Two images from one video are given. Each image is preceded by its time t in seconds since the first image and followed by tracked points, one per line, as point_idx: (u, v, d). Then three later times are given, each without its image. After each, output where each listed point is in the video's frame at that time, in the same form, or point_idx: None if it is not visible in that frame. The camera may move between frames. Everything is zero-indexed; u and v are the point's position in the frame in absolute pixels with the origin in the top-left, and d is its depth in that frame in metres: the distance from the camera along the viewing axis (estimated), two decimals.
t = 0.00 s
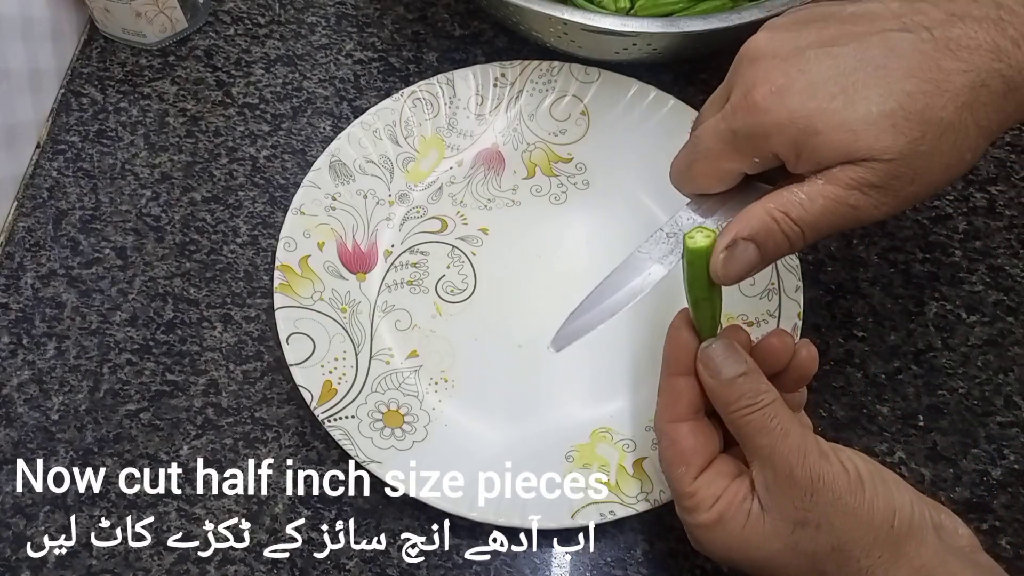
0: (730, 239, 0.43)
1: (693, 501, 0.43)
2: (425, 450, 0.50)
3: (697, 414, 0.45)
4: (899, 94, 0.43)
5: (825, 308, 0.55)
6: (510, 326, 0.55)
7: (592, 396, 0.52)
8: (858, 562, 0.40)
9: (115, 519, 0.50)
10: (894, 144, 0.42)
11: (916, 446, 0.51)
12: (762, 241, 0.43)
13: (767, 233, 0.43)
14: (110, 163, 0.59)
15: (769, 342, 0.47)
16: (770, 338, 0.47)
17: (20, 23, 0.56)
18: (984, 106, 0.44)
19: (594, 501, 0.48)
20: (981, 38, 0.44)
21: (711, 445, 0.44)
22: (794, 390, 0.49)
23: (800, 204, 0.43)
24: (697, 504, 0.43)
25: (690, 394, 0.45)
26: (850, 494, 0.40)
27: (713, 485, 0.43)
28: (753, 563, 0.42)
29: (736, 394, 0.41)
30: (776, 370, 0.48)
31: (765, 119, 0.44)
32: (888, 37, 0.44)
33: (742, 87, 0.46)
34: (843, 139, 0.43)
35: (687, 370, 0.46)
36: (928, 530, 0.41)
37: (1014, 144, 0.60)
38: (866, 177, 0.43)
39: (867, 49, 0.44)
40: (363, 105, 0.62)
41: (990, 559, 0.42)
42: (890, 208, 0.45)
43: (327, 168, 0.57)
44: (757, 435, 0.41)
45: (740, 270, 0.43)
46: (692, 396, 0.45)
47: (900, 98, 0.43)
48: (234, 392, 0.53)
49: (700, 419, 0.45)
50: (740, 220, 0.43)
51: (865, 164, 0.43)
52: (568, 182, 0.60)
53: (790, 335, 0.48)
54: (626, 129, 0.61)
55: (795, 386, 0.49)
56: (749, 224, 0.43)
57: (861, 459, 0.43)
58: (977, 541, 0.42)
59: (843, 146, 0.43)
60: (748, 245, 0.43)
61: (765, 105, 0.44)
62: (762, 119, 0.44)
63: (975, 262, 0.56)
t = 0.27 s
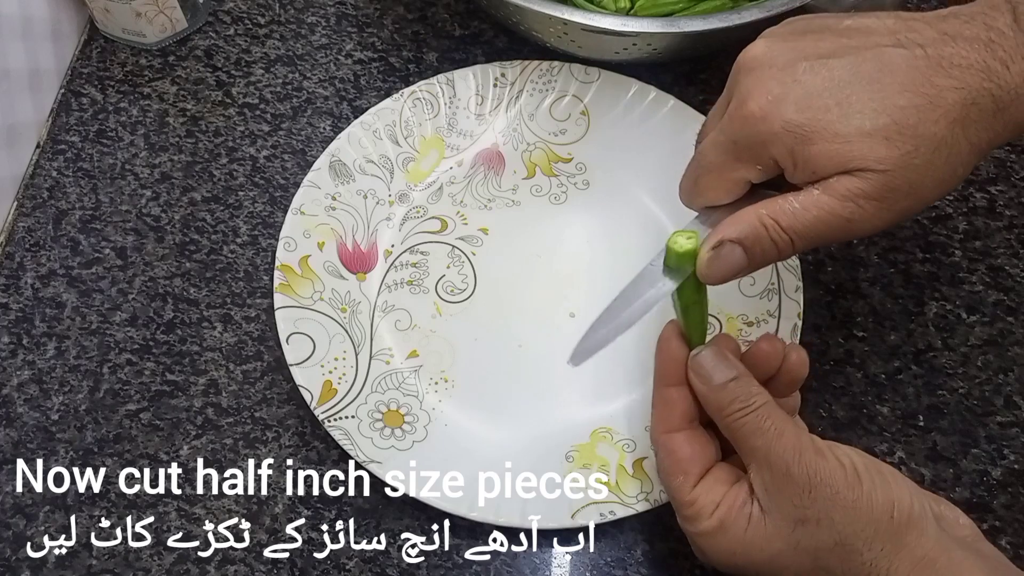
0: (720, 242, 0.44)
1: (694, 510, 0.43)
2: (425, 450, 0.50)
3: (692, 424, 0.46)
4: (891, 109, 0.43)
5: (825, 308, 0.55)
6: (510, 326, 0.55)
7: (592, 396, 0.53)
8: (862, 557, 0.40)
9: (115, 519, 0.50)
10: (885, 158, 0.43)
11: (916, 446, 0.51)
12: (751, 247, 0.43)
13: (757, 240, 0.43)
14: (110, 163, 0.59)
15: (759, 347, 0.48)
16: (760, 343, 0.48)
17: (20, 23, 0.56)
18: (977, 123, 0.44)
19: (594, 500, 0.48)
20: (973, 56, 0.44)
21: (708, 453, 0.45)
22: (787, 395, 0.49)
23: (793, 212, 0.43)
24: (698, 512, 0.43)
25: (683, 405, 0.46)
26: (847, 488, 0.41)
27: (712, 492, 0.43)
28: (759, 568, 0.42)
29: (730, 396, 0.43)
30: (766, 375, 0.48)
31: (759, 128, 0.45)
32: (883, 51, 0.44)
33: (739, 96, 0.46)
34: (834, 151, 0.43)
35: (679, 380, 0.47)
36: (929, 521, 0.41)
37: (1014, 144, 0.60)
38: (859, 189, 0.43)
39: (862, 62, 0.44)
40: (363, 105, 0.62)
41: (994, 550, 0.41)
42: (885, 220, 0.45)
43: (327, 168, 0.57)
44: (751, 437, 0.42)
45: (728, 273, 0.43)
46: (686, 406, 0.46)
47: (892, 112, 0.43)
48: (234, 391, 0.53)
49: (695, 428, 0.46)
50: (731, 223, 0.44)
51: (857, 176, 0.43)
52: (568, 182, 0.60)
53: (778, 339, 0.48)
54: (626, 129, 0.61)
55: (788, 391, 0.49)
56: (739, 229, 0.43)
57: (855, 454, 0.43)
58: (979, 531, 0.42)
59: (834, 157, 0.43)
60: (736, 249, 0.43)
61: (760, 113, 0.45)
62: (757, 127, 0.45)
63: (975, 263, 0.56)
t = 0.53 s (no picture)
0: (739, 269, 0.45)
1: (695, 521, 0.43)
2: (425, 450, 0.50)
3: (692, 432, 0.46)
4: (893, 108, 0.43)
5: (825, 308, 0.55)
6: (510, 326, 0.55)
7: (592, 397, 0.53)
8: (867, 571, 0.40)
9: (115, 519, 0.50)
10: (888, 158, 0.43)
11: (916, 446, 0.51)
12: (768, 270, 0.45)
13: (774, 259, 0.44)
14: (110, 163, 0.59)
15: (760, 353, 0.47)
16: (760, 350, 0.47)
17: (20, 23, 0.56)
18: (978, 122, 0.44)
19: (594, 501, 0.48)
20: (974, 56, 0.44)
21: (708, 463, 0.45)
22: (789, 401, 0.50)
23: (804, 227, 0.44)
24: (699, 524, 0.43)
25: (683, 415, 0.45)
26: (851, 501, 0.40)
27: (713, 504, 0.43)
28: None
29: (731, 408, 0.42)
30: (768, 382, 0.48)
31: (758, 127, 0.45)
32: (883, 51, 0.44)
33: (737, 96, 0.46)
34: (835, 151, 0.43)
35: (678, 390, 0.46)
36: (933, 533, 0.41)
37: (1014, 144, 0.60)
38: (864, 193, 0.43)
39: (862, 62, 0.44)
40: (363, 105, 0.62)
41: (997, 559, 0.42)
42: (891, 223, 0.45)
43: (327, 168, 0.57)
44: (752, 451, 0.41)
45: (747, 297, 0.45)
46: (686, 416, 0.45)
47: (892, 112, 0.43)
48: (234, 392, 0.53)
49: (694, 438, 0.45)
50: (748, 248, 0.45)
51: (860, 178, 0.43)
52: (568, 182, 0.60)
53: (780, 346, 0.48)
54: (626, 129, 0.61)
55: (789, 396, 0.49)
56: (755, 253, 0.44)
57: (859, 464, 0.43)
58: (984, 539, 0.42)
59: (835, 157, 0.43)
60: (755, 274, 0.45)
61: (760, 115, 0.45)
62: (757, 129, 0.45)
63: (975, 263, 0.56)
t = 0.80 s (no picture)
0: (731, 271, 0.44)
1: (704, 507, 0.43)
2: (425, 450, 0.50)
3: (704, 418, 0.45)
4: (894, 122, 0.43)
5: (825, 308, 0.55)
6: (510, 326, 0.55)
7: (592, 396, 0.53)
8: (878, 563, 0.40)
9: (115, 519, 0.49)
10: (891, 171, 0.43)
11: (916, 446, 0.51)
12: (762, 274, 0.43)
13: (769, 263, 0.43)
14: (110, 163, 0.59)
15: (774, 343, 0.48)
16: (777, 339, 0.48)
17: (20, 23, 0.55)
18: (979, 135, 0.44)
19: (594, 500, 0.48)
20: (974, 68, 0.45)
21: (719, 450, 0.45)
22: (802, 390, 0.49)
23: (799, 232, 0.43)
24: (709, 510, 0.43)
25: (695, 401, 0.45)
26: (864, 491, 0.40)
27: (723, 490, 0.43)
28: (769, 568, 0.42)
29: (746, 394, 0.42)
30: (782, 371, 0.48)
31: (759, 143, 0.45)
32: (883, 66, 0.45)
33: (737, 112, 0.46)
34: (838, 165, 0.43)
35: (691, 376, 0.46)
36: (945, 526, 0.41)
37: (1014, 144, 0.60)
38: (865, 204, 0.43)
39: (862, 77, 0.44)
40: (363, 105, 0.62)
41: (1009, 557, 0.41)
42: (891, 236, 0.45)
43: (327, 168, 0.57)
44: (766, 438, 0.41)
45: (738, 302, 0.44)
46: (698, 402, 0.45)
47: (894, 125, 0.43)
48: (233, 392, 0.53)
49: (706, 424, 0.45)
50: (741, 251, 0.44)
51: (862, 190, 0.43)
52: (568, 182, 0.60)
53: (796, 335, 0.48)
54: (626, 129, 0.61)
55: (803, 385, 0.49)
56: (749, 254, 0.43)
57: (872, 456, 0.43)
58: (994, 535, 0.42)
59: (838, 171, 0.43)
60: (749, 276, 0.43)
61: (761, 131, 0.45)
62: (758, 144, 0.45)
63: (975, 263, 0.56)
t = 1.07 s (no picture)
0: (717, 265, 0.45)
1: (699, 511, 0.43)
2: (425, 450, 0.50)
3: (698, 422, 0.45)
4: (895, 129, 0.43)
5: (825, 309, 0.55)
6: (510, 326, 0.55)
7: (592, 397, 0.53)
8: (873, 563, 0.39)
9: (115, 519, 0.49)
10: (888, 179, 0.43)
11: (916, 446, 0.51)
12: (747, 268, 0.44)
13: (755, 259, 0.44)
14: (110, 163, 0.59)
15: (768, 346, 0.47)
16: (769, 342, 0.47)
17: (20, 23, 0.55)
18: (979, 143, 0.44)
19: (594, 500, 0.48)
20: (977, 76, 0.45)
21: (713, 454, 0.45)
22: (795, 394, 0.49)
23: (787, 232, 0.44)
24: (703, 514, 0.43)
25: (689, 404, 0.45)
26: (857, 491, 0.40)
27: (718, 493, 0.43)
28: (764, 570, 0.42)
29: (740, 396, 0.42)
30: (775, 374, 0.48)
31: (761, 149, 0.45)
32: (884, 73, 0.45)
33: (738, 117, 0.46)
34: (837, 173, 0.43)
35: (685, 379, 0.46)
36: (938, 525, 0.41)
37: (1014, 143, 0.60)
38: (860, 211, 0.43)
39: (863, 84, 0.44)
40: (363, 105, 0.62)
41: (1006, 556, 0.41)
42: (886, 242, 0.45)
43: (327, 168, 0.57)
44: (761, 439, 0.41)
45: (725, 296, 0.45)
46: (691, 405, 0.45)
47: (895, 133, 0.43)
48: (233, 392, 0.53)
49: (700, 427, 0.45)
50: (728, 247, 0.45)
51: (857, 198, 0.43)
52: (568, 182, 0.60)
53: (788, 339, 0.48)
54: (626, 129, 0.61)
55: (795, 389, 0.49)
56: (734, 250, 0.44)
57: (865, 456, 0.43)
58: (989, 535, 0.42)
59: (837, 178, 0.43)
60: (734, 270, 0.44)
61: (761, 137, 0.45)
62: (758, 150, 0.45)
63: (975, 263, 0.56)
